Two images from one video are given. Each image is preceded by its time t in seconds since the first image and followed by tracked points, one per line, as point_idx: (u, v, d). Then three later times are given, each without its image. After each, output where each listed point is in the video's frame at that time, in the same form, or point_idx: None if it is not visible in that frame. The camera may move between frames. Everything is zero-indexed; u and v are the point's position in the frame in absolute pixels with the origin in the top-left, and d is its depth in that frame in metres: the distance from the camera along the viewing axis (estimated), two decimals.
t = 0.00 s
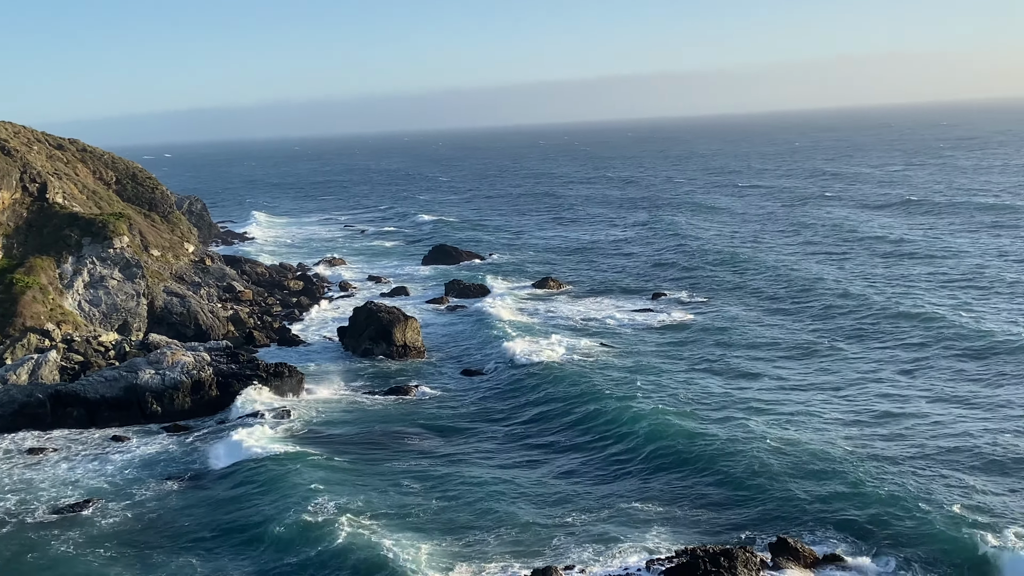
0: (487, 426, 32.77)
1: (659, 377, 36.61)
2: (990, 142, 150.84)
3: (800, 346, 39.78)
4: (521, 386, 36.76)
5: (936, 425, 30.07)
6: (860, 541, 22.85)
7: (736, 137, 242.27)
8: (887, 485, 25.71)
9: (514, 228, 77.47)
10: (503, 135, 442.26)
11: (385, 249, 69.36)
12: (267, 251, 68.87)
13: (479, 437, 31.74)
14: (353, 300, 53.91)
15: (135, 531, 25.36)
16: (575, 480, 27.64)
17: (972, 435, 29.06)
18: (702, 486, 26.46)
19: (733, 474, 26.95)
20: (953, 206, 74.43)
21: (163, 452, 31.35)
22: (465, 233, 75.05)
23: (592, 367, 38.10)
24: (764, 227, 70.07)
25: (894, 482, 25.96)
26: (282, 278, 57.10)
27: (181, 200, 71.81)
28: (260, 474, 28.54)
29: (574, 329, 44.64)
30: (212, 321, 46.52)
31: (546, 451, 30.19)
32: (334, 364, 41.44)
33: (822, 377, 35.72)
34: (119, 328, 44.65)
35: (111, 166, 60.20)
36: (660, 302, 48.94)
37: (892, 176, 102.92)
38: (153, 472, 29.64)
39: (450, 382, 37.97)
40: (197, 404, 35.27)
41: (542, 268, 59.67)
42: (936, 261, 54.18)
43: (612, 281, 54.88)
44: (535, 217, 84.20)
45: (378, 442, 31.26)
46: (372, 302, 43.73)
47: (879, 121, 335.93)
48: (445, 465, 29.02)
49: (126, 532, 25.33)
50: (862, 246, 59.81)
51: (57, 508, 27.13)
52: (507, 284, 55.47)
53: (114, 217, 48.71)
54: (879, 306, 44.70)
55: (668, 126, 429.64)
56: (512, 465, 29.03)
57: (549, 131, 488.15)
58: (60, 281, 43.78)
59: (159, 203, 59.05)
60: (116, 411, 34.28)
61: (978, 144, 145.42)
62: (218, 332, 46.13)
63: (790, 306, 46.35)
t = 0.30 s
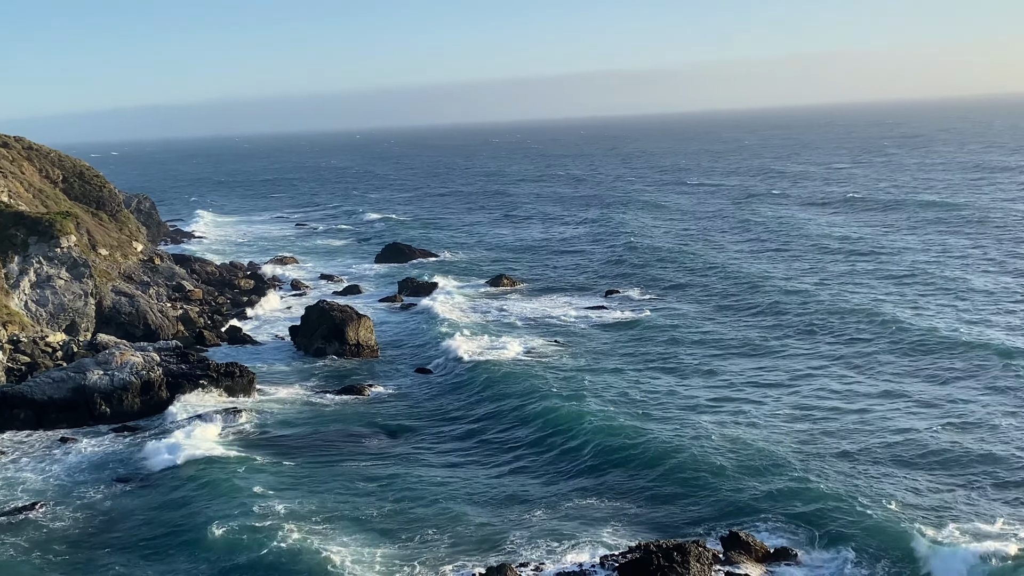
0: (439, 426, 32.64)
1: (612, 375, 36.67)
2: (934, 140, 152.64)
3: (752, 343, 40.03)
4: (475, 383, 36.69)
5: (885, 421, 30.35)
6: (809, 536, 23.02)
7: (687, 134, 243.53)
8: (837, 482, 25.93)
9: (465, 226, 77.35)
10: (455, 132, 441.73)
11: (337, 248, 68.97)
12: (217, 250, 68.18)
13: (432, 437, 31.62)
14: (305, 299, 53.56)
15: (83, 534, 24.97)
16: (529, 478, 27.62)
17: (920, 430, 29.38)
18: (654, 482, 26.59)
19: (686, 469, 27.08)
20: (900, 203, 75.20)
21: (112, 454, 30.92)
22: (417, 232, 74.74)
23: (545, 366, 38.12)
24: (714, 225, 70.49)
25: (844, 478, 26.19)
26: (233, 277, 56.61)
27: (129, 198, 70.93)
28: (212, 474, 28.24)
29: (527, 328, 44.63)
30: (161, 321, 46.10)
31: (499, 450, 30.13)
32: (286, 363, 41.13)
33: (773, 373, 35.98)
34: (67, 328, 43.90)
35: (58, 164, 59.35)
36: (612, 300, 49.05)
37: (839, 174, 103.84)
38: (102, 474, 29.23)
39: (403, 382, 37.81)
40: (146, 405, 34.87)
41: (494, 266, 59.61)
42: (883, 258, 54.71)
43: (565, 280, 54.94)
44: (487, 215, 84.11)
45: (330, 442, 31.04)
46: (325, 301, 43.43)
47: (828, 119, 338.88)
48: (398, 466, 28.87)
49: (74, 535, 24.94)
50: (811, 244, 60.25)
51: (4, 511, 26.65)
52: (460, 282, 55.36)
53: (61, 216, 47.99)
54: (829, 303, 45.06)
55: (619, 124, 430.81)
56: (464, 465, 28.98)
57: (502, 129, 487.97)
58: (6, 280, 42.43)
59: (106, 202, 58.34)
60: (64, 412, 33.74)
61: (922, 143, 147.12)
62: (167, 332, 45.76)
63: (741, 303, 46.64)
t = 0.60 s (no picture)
0: (390, 426, 32.52)
1: (563, 374, 36.74)
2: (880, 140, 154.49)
3: (702, 342, 40.26)
4: (428, 382, 36.60)
5: (833, 418, 30.66)
6: (759, 533, 23.19)
7: (637, 134, 244.46)
8: (787, 480, 26.15)
9: (416, 226, 77.12)
10: (405, 132, 440.11)
11: (286, 248, 68.47)
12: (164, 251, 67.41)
13: (384, 438, 31.51)
14: (255, 299, 53.15)
15: (29, 538, 24.56)
16: (481, 478, 27.60)
17: (867, 427, 29.70)
18: (607, 479, 26.62)
19: (637, 467, 27.18)
20: (845, 202, 75.99)
21: (58, 457, 30.45)
22: (367, 232, 74.41)
23: (496, 366, 38.12)
24: (664, 224, 70.77)
25: (793, 477, 26.42)
26: (181, 278, 56.04)
27: (75, 198, 69.94)
28: (160, 476, 27.90)
29: (479, 328, 44.59)
30: (108, 322, 45.49)
31: (451, 449, 30.08)
32: (237, 365, 40.79)
33: (723, 372, 36.24)
34: (11, 330, 42.11)
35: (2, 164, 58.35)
36: (563, 300, 49.12)
37: (786, 173, 104.69)
38: (47, 477, 28.76)
39: (355, 381, 37.63)
40: (94, 407, 34.39)
41: (445, 266, 59.48)
42: (830, 256, 55.26)
43: (516, 279, 54.94)
44: (437, 215, 83.87)
45: (280, 444, 30.81)
46: (275, 302, 43.06)
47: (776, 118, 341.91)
48: (349, 468, 28.72)
49: (19, 539, 24.50)
50: (759, 243, 60.72)
51: None
52: (411, 282, 55.20)
53: (5, 216, 47.14)
54: (777, 301, 45.44)
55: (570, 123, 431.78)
56: (416, 466, 28.87)
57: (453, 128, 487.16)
58: None
59: (52, 202, 57.50)
60: (10, 415, 33.14)
61: (868, 142, 148.73)
62: (115, 333, 45.21)
63: (692, 302, 46.88)
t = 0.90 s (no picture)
0: (340, 427, 32.32)
1: (514, 375, 36.78)
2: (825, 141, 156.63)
3: (652, 341, 40.48)
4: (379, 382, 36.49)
5: (780, 417, 30.92)
6: (708, 531, 23.36)
7: (587, 134, 245.22)
8: (737, 480, 26.32)
9: (365, 227, 76.89)
10: (355, 132, 438.45)
11: (235, 249, 67.96)
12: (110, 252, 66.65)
13: (335, 439, 31.38)
14: (204, 301, 52.66)
15: None
16: (432, 479, 27.50)
17: (814, 426, 29.99)
18: (560, 477, 26.67)
19: (589, 467, 27.25)
20: (791, 202, 76.78)
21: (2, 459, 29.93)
22: (316, 233, 74.04)
23: (446, 368, 38.09)
24: (613, 224, 71.09)
25: (742, 476, 26.61)
26: (129, 279, 55.41)
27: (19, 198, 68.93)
28: (107, 482, 27.58)
29: (430, 328, 44.54)
30: (54, 325, 44.55)
31: (402, 449, 29.95)
32: (186, 367, 40.38)
33: (672, 371, 36.47)
34: None
35: None
36: (514, 300, 49.19)
37: (733, 174, 105.62)
38: None
39: (306, 381, 37.42)
40: (39, 411, 33.81)
41: (396, 267, 59.33)
42: (777, 256, 55.79)
43: (467, 280, 54.93)
44: (387, 215, 83.66)
45: (229, 447, 30.50)
46: (225, 303, 42.67)
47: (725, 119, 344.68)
48: (299, 471, 28.53)
49: None
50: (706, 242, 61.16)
51: None
52: (362, 283, 54.98)
53: None
54: (725, 301, 45.76)
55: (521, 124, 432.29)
56: (367, 468, 28.76)
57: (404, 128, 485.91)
58: None
59: None
60: None
61: (814, 143, 150.45)
62: (61, 337, 44.37)
63: (641, 301, 47.13)
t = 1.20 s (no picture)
0: (291, 430, 32.13)
1: (466, 377, 36.82)
2: (770, 143, 158.46)
3: (603, 343, 40.66)
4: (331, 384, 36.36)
5: (730, 417, 31.18)
6: (659, 531, 23.50)
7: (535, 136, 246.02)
8: (688, 481, 26.50)
9: (315, 228, 76.59)
10: (304, 133, 436.11)
11: (184, 251, 67.39)
12: (57, 254, 65.77)
13: (287, 442, 31.23)
14: (152, 304, 52.11)
15: None
16: (385, 480, 27.45)
17: (763, 426, 30.31)
18: (512, 479, 26.68)
19: (541, 469, 27.32)
20: (738, 204, 77.49)
21: None
22: (266, 235, 73.62)
23: (399, 370, 38.03)
24: (563, 226, 71.41)
25: (694, 477, 26.79)
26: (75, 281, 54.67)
27: None
28: (56, 491, 27.20)
29: (381, 331, 44.47)
30: None
31: (355, 451, 29.85)
32: (135, 371, 39.90)
33: (623, 372, 36.68)
34: None
35: None
36: (465, 302, 49.22)
37: (681, 175, 106.53)
38: None
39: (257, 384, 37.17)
40: None
41: (346, 269, 59.14)
42: (725, 257, 56.29)
43: (418, 282, 54.89)
44: (337, 217, 83.36)
45: (178, 452, 30.22)
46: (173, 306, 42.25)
47: (673, 121, 346.99)
48: (250, 475, 28.34)
49: None
50: (655, 244, 61.59)
51: None
52: (312, 285, 54.73)
53: None
54: (674, 303, 46.11)
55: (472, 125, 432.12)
56: (319, 471, 28.62)
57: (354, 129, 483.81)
58: None
59: None
60: None
61: (760, 145, 152.24)
62: (7, 339, 42.10)
63: (592, 302, 47.37)
